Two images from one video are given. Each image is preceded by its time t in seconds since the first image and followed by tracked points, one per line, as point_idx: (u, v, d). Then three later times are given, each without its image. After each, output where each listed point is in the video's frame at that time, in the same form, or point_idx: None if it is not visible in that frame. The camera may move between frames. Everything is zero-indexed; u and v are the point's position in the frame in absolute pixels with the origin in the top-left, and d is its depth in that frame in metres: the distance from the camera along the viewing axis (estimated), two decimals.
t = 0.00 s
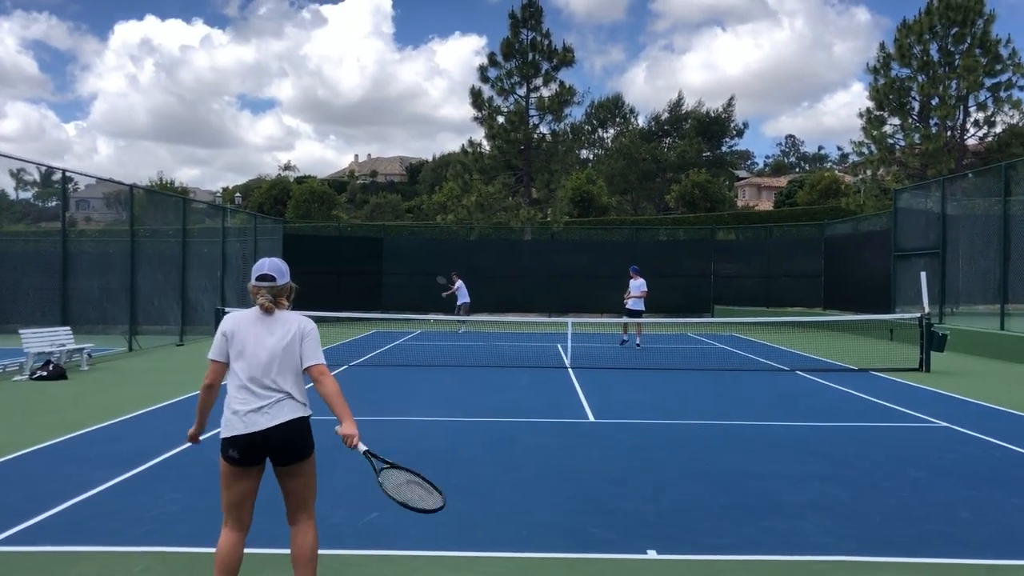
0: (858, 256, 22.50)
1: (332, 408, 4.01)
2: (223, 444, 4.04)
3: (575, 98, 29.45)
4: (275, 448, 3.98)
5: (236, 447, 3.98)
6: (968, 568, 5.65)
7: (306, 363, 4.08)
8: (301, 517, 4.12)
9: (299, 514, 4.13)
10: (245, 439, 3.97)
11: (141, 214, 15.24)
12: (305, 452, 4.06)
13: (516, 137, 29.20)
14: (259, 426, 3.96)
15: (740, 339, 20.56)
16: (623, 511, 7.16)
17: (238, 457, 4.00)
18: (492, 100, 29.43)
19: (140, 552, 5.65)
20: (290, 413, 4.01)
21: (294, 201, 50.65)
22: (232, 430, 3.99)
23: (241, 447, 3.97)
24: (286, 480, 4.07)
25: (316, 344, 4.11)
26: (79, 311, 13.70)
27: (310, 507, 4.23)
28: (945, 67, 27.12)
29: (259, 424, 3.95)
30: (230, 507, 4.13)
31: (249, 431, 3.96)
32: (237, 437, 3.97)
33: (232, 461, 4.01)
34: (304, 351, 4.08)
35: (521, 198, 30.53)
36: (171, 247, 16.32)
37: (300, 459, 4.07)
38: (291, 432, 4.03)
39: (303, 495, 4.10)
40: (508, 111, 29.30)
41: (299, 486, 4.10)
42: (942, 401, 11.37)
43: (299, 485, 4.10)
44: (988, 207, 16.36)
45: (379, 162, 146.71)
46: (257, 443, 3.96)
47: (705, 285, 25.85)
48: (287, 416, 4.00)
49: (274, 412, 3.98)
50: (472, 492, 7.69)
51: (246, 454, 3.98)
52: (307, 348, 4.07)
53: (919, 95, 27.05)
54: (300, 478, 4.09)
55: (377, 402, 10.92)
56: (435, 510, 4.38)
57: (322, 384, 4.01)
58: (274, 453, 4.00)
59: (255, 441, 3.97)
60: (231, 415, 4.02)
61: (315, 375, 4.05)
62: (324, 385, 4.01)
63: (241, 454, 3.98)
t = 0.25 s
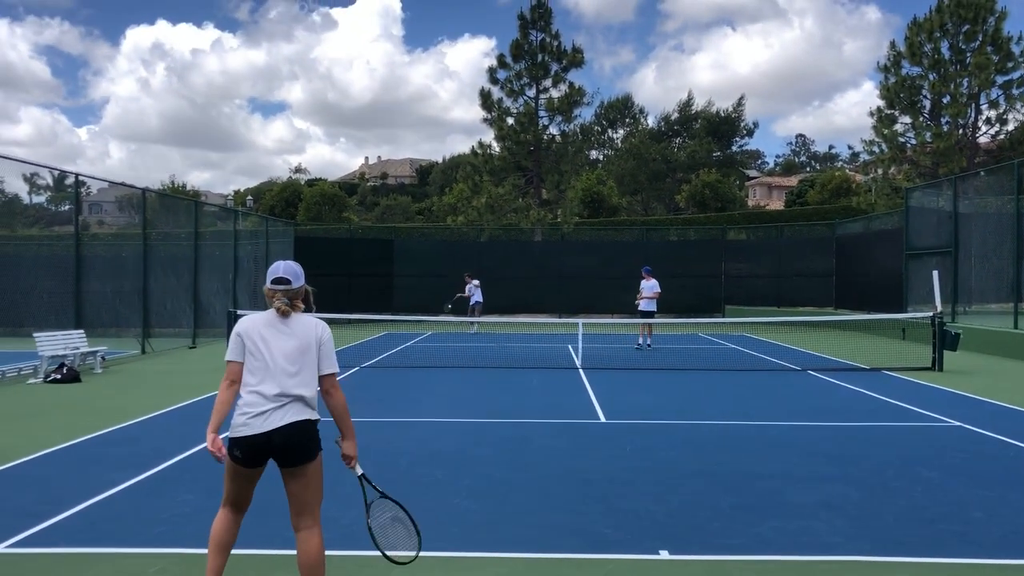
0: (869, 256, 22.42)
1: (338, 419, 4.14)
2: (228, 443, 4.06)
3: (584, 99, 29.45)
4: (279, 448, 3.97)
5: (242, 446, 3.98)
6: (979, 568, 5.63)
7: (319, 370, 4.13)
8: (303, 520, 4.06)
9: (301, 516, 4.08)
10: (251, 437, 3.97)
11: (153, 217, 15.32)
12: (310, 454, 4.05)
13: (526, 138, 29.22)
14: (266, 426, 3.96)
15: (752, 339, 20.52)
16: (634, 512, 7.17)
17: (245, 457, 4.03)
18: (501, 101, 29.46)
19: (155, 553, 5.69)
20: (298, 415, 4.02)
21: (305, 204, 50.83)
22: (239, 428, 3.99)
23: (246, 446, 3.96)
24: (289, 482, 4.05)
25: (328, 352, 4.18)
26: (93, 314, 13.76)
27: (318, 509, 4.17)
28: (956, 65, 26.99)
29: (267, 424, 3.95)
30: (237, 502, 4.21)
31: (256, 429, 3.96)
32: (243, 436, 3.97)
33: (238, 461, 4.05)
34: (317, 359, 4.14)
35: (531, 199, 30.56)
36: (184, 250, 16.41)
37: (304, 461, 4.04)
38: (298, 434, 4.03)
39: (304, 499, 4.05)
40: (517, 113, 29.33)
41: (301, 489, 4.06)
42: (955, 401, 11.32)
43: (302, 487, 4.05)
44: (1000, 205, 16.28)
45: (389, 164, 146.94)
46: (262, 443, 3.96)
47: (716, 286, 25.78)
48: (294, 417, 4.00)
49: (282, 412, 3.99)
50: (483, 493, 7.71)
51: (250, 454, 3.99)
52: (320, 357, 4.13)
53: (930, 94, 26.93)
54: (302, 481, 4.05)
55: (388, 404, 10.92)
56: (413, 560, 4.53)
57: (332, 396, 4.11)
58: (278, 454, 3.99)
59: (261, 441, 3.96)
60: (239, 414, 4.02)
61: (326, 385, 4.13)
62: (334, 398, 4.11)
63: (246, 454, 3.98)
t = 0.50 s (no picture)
0: (882, 251, 22.31)
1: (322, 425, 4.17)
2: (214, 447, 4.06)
3: (594, 96, 29.40)
4: (264, 452, 3.97)
5: (226, 451, 3.98)
6: (994, 565, 5.59)
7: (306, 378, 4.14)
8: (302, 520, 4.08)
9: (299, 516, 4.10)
10: (234, 441, 3.96)
11: (164, 218, 15.38)
12: (297, 458, 4.05)
13: (536, 136, 29.20)
14: (251, 431, 3.97)
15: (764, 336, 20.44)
16: (646, 510, 7.15)
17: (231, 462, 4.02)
18: (511, 99, 29.44)
19: (168, 552, 5.71)
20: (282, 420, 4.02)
21: (316, 203, 50.93)
22: (222, 431, 3.99)
23: (230, 449, 3.97)
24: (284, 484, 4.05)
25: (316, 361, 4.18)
26: (106, 315, 13.84)
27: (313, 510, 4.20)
28: (968, 59, 26.82)
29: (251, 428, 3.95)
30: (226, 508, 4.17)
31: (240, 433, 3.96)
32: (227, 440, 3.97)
33: (224, 465, 4.05)
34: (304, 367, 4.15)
35: (541, 197, 30.54)
36: (196, 250, 16.46)
37: (292, 464, 4.06)
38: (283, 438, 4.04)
39: (299, 501, 4.07)
40: (527, 110, 29.31)
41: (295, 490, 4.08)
42: (969, 397, 11.25)
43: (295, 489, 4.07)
44: (1014, 200, 16.16)
45: (399, 163, 147.04)
46: (247, 447, 3.97)
47: (727, 282, 25.66)
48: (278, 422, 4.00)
49: (267, 416, 3.98)
50: (495, 492, 7.71)
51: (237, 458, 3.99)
52: (307, 364, 4.14)
53: (942, 88, 26.77)
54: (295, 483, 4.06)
55: (399, 403, 10.93)
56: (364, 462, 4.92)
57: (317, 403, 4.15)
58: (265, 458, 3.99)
59: (245, 444, 3.97)
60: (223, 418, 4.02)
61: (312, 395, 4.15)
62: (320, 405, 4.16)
63: (231, 458, 3.98)
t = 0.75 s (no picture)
0: (896, 247, 22.17)
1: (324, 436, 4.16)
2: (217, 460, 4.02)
3: (605, 93, 29.33)
4: (268, 462, 3.94)
5: (228, 463, 3.94)
6: (1011, 562, 5.55)
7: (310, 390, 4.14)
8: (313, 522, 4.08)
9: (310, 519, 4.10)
10: (236, 452, 3.93)
11: (178, 218, 15.44)
12: (301, 468, 4.02)
13: (547, 133, 29.17)
14: (254, 442, 3.94)
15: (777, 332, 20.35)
16: (659, 509, 7.12)
17: (234, 475, 3.98)
18: (522, 97, 29.42)
19: (183, 551, 5.73)
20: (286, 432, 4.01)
21: (328, 202, 51.05)
22: (224, 444, 3.96)
23: (232, 461, 3.93)
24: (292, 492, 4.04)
25: (318, 375, 4.19)
26: (120, 315, 13.92)
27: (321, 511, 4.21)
28: (983, 53, 26.60)
29: (254, 438, 3.93)
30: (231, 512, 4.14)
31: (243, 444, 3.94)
32: (229, 451, 3.94)
33: (227, 477, 4.00)
34: (307, 381, 4.16)
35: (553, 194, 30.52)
36: (209, 250, 16.53)
37: (297, 472, 4.02)
38: (285, 449, 4.01)
39: (307, 505, 4.06)
40: (539, 108, 29.28)
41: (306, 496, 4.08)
42: (985, 393, 11.16)
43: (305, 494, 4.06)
44: None
45: (411, 161, 147.21)
46: (250, 459, 3.94)
47: (740, 279, 25.55)
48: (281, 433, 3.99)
49: (270, 427, 3.96)
50: (508, 491, 7.69)
51: (239, 470, 3.96)
52: (309, 378, 4.15)
53: (957, 82, 26.57)
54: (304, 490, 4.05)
55: (412, 401, 10.94)
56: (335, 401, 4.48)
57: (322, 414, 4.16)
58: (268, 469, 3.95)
59: (248, 455, 3.93)
60: (225, 431, 3.99)
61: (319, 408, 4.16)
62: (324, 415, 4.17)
63: (234, 470, 3.94)
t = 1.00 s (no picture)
0: (925, 242, 21.93)
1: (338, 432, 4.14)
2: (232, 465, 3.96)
3: (630, 90, 29.24)
4: (289, 467, 3.93)
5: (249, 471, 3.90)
6: None
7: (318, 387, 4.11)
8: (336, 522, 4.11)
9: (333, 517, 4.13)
10: (257, 461, 3.89)
11: (206, 218, 15.61)
12: (322, 468, 4.02)
13: (572, 131, 29.15)
14: (278, 448, 3.90)
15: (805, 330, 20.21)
16: (689, 506, 7.15)
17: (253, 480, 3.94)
18: (547, 95, 29.41)
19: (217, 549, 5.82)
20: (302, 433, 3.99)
21: (353, 202, 51.31)
22: (243, 454, 3.91)
23: (254, 470, 3.90)
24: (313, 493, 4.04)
25: (324, 369, 4.17)
26: (150, 314, 14.08)
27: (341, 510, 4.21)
28: (1014, 45, 26.21)
29: (275, 446, 3.89)
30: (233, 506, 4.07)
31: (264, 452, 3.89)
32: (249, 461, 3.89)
33: (245, 482, 3.95)
34: (314, 377, 4.13)
35: (578, 192, 30.49)
36: (237, 250, 16.69)
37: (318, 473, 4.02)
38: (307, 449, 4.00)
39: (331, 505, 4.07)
40: (563, 106, 29.25)
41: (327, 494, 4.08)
42: (1018, 390, 11.02)
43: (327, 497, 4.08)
44: None
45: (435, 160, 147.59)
46: (276, 464, 3.90)
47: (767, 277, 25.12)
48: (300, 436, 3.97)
49: (290, 432, 3.94)
50: (536, 489, 7.74)
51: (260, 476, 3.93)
52: (317, 374, 4.12)
53: (987, 75, 26.21)
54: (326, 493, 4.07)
55: (440, 399, 10.98)
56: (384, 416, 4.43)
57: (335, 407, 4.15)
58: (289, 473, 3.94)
59: (270, 462, 3.90)
60: (242, 441, 3.93)
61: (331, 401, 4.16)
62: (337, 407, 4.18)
63: (254, 477, 3.91)
